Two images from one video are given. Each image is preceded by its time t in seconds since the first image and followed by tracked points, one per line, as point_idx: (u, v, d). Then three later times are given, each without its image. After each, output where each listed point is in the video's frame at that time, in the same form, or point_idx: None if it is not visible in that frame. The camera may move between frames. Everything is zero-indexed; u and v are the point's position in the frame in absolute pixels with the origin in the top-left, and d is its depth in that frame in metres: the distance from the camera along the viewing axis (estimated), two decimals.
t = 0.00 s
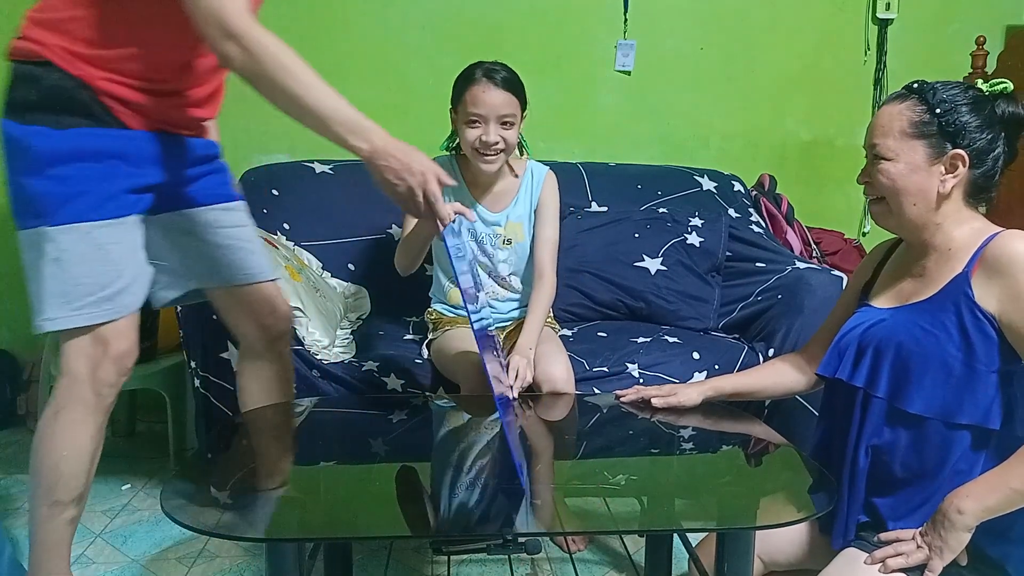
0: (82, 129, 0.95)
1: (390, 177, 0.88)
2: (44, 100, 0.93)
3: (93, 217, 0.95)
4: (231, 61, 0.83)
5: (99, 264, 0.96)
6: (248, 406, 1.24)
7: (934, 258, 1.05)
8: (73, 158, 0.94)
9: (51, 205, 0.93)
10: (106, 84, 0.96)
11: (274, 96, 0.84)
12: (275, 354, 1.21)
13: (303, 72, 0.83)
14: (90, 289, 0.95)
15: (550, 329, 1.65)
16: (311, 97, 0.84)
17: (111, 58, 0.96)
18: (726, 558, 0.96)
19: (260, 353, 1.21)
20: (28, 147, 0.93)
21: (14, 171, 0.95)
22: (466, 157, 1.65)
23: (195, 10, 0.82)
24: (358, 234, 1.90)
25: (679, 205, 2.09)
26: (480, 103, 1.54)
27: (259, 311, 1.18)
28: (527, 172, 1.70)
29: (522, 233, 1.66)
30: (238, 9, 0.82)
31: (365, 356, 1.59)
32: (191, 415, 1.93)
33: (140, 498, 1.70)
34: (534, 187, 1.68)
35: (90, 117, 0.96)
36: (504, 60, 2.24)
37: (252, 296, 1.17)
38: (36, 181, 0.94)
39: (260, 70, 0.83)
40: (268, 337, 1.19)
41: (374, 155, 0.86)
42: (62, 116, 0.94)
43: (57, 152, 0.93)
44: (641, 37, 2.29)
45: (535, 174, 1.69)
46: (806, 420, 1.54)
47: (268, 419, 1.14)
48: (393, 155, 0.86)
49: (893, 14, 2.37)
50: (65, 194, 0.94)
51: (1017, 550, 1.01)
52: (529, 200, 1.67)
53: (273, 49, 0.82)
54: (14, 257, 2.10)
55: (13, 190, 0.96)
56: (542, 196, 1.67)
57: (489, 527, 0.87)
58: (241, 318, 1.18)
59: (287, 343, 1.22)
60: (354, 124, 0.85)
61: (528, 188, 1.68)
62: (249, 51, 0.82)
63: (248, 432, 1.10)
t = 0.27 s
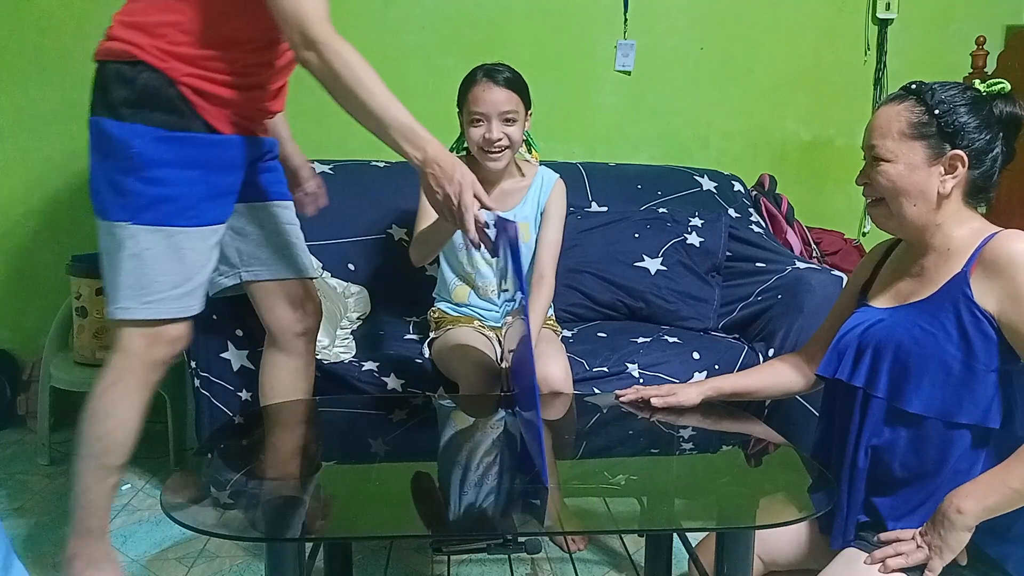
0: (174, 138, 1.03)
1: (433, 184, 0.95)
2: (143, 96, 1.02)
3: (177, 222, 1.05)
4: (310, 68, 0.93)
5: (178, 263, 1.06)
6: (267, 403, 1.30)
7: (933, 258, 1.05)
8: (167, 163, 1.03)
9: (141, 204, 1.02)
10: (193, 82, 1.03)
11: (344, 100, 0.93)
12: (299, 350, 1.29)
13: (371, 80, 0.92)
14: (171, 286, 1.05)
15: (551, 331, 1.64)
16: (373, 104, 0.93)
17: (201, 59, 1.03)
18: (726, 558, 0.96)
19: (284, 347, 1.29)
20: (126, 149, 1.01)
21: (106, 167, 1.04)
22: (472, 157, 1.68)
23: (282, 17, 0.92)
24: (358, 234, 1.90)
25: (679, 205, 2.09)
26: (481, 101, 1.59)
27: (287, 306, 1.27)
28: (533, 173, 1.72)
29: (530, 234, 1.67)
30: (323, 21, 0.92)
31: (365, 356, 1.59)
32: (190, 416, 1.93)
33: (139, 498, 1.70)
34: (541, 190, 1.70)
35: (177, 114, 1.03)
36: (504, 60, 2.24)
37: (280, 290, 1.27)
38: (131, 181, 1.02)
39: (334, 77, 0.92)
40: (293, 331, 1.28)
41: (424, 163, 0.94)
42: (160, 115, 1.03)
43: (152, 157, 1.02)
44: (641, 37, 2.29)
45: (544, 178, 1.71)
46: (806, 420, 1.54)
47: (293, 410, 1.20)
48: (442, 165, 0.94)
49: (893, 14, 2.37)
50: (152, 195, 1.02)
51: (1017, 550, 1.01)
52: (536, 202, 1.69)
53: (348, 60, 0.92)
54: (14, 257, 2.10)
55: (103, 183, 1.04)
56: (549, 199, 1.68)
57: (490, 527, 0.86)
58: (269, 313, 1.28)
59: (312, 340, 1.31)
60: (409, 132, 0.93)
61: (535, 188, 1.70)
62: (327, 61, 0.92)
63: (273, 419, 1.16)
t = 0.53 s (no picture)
0: (218, 136, 1.15)
1: (461, 185, 1.00)
2: (188, 96, 1.14)
3: (226, 215, 1.17)
4: (351, 68, 1.01)
5: (232, 252, 1.19)
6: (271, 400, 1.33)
7: (931, 257, 1.05)
8: (215, 161, 1.15)
9: (196, 201, 1.16)
10: (229, 81, 1.15)
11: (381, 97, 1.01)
12: (303, 347, 1.32)
13: (407, 84, 1.00)
14: (228, 272, 1.19)
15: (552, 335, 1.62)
16: (407, 104, 1.00)
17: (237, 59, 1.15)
18: (726, 558, 0.95)
19: (289, 344, 1.31)
20: (178, 150, 1.14)
21: (157, 166, 1.16)
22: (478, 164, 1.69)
23: (325, 25, 1.01)
24: (358, 234, 1.90)
25: (679, 205, 2.09)
26: (489, 114, 1.59)
27: (294, 301, 1.31)
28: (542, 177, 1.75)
29: (536, 233, 1.70)
30: (362, 23, 1.00)
31: (364, 356, 1.59)
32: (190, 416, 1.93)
33: (139, 499, 1.69)
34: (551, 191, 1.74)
35: (218, 109, 1.15)
36: (504, 60, 2.24)
37: (288, 286, 1.31)
38: (185, 178, 1.15)
39: (373, 77, 1.00)
40: (297, 329, 1.31)
41: (452, 163, 1.00)
42: (205, 111, 1.15)
43: (201, 156, 1.14)
44: (641, 37, 2.29)
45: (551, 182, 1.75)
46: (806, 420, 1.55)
47: (295, 409, 1.21)
48: (469, 166, 0.99)
49: (893, 14, 2.37)
50: (209, 193, 1.15)
51: (1017, 550, 1.01)
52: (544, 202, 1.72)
53: (388, 63, 0.99)
54: (14, 257, 2.10)
55: (155, 181, 1.16)
56: (556, 205, 1.72)
57: (491, 527, 0.86)
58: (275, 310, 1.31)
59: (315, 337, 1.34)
60: (439, 133, 1.00)
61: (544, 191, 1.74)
62: (367, 63, 0.99)
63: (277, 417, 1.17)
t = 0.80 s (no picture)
0: (235, 141, 1.16)
1: (453, 194, 1.02)
2: (207, 101, 1.15)
3: (241, 219, 1.17)
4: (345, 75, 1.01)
5: (245, 256, 1.19)
6: (275, 401, 1.31)
7: (929, 253, 1.05)
8: (230, 165, 1.16)
9: (211, 204, 1.16)
10: (245, 84, 1.16)
11: (375, 104, 1.01)
12: (306, 346, 1.32)
13: (400, 93, 1.00)
14: (240, 276, 1.19)
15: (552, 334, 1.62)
16: (400, 113, 1.00)
17: (253, 63, 1.16)
18: (726, 558, 0.95)
19: (293, 344, 1.31)
20: (195, 154, 1.15)
21: (174, 170, 1.17)
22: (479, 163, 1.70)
23: (321, 29, 1.00)
24: (358, 234, 1.90)
25: (679, 205, 2.09)
26: (494, 115, 1.59)
27: (298, 302, 1.32)
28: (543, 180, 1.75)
29: (535, 236, 1.71)
30: (358, 29, 0.99)
31: (364, 356, 1.59)
32: (191, 416, 1.93)
33: (139, 499, 1.69)
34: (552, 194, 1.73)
35: (235, 113, 1.16)
36: (504, 61, 2.24)
37: (292, 286, 1.32)
38: (200, 182, 1.16)
39: (367, 85, 1.00)
40: (300, 327, 1.31)
41: (445, 172, 1.01)
42: (222, 117, 1.16)
43: (218, 160, 1.15)
44: (641, 37, 2.29)
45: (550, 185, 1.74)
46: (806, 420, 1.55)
47: (298, 408, 1.20)
48: (460, 175, 1.00)
49: (893, 14, 2.38)
50: (222, 195, 1.16)
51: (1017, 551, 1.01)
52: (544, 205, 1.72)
53: (383, 72, 0.99)
54: (15, 256, 2.10)
55: (173, 185, 1.17)
56: (556, 206, 1.71)
57: (491, 527, 0.86)
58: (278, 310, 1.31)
59: (318, 338, 1.34)
60: (432, 143, 1.01)
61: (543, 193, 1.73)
62: (362, 70, 0.99)
63: (280, 417, 1.17)
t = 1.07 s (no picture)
0: (227, 142, 1.16)
1: (454, 191, 1.03)
2: (201, 99, 1.15)
3: (230, 220, 1.18)
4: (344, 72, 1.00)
5: (232, 258, 1.19)
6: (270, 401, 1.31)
7: (980, 253, 1.04)
8: (222, 165, 1.16)
9: (201, 204, 1.16)
10: (243, 82, 1.16)
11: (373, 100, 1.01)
12: (302, 346, 1.32)
13: (401, 91, 1.00)
14: (227, 277, 1.19)
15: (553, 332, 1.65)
16: (399, 110, 1.00)
17: (249, 62, 1.16)
18: (725, 558, 0.96)
19: (289, 344, 1.32)
20: (187, 153, 1.15)
21: (167, 168, 1.17)
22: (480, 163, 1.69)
23: (320, 27, 0.99)
24: (358, 234, 1.90)
25: (679, 205, 2.09)
26: (497, 112, 1.59)
27: (294, 302, 1.31)
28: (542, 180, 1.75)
29: (535, 237, 1.71)
30: (356, 27, 0.99)
31: (364, 356, 1.59)
32: (190, 416, 1.93)
33: (139, 499, 1.69)
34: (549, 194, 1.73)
35: (231, 113, 1.16)
36: (504, 61, 2.24)
37: (289, 285, 1.32)
38: (191, 181, 1.16)
39: (366, 81, 1.00)
40: (296, 327, 1.31)
41: (445, 169, 1.01)
42: (216, 116, 1.15)
43: (210, 161, 1.15)
44: (641, 37, 2.29)
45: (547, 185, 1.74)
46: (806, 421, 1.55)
47: (294, 409, 1.20)
48: (461, 172, 1.01)
49: (893, 14, 2.38)
50: (210, 197, 1.16)
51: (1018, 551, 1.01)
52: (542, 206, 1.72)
53: (382, 69, 0.99)
54: (15, 257, 2.10)
55: (165, 183, 1.18)
56: (555, 207, 1.71)
57: (490, 527, 0.86)
58: (274, 309, 1.31)
59: (314, 338, 1.34)
60: (432, 141, 1.01)
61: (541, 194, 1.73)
62: (362, 67, 0.99)
63: (276, 417, 1.17)
